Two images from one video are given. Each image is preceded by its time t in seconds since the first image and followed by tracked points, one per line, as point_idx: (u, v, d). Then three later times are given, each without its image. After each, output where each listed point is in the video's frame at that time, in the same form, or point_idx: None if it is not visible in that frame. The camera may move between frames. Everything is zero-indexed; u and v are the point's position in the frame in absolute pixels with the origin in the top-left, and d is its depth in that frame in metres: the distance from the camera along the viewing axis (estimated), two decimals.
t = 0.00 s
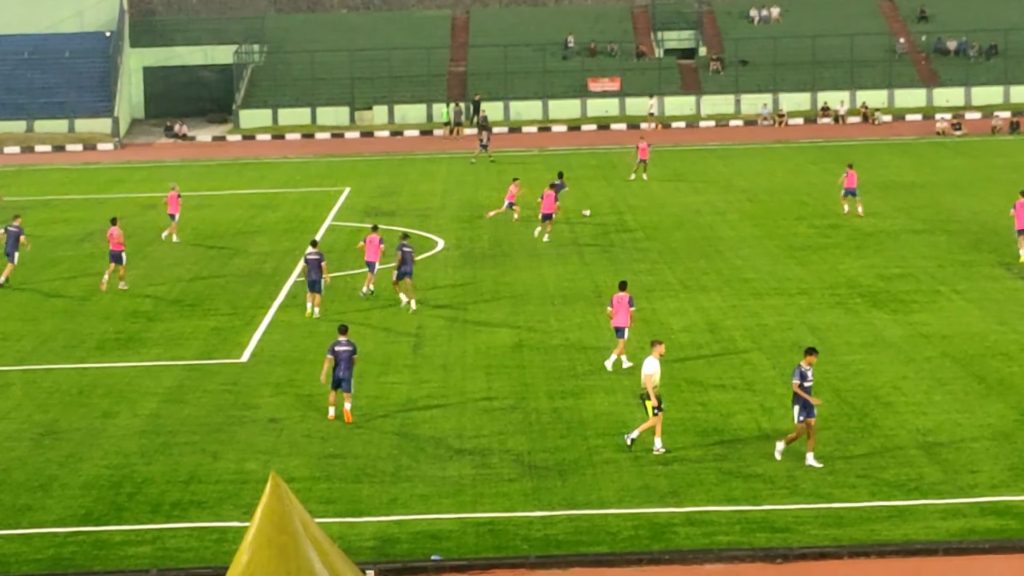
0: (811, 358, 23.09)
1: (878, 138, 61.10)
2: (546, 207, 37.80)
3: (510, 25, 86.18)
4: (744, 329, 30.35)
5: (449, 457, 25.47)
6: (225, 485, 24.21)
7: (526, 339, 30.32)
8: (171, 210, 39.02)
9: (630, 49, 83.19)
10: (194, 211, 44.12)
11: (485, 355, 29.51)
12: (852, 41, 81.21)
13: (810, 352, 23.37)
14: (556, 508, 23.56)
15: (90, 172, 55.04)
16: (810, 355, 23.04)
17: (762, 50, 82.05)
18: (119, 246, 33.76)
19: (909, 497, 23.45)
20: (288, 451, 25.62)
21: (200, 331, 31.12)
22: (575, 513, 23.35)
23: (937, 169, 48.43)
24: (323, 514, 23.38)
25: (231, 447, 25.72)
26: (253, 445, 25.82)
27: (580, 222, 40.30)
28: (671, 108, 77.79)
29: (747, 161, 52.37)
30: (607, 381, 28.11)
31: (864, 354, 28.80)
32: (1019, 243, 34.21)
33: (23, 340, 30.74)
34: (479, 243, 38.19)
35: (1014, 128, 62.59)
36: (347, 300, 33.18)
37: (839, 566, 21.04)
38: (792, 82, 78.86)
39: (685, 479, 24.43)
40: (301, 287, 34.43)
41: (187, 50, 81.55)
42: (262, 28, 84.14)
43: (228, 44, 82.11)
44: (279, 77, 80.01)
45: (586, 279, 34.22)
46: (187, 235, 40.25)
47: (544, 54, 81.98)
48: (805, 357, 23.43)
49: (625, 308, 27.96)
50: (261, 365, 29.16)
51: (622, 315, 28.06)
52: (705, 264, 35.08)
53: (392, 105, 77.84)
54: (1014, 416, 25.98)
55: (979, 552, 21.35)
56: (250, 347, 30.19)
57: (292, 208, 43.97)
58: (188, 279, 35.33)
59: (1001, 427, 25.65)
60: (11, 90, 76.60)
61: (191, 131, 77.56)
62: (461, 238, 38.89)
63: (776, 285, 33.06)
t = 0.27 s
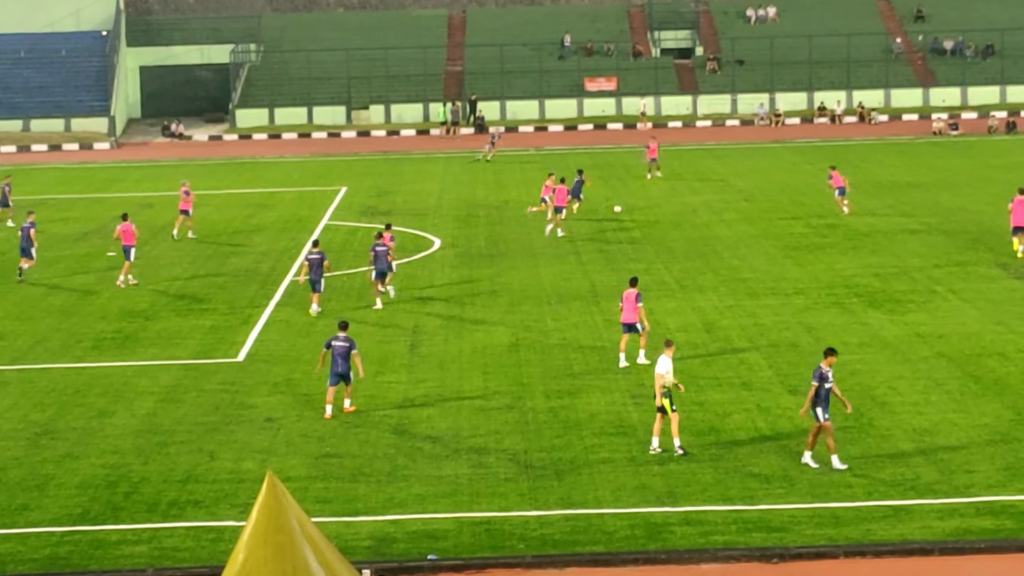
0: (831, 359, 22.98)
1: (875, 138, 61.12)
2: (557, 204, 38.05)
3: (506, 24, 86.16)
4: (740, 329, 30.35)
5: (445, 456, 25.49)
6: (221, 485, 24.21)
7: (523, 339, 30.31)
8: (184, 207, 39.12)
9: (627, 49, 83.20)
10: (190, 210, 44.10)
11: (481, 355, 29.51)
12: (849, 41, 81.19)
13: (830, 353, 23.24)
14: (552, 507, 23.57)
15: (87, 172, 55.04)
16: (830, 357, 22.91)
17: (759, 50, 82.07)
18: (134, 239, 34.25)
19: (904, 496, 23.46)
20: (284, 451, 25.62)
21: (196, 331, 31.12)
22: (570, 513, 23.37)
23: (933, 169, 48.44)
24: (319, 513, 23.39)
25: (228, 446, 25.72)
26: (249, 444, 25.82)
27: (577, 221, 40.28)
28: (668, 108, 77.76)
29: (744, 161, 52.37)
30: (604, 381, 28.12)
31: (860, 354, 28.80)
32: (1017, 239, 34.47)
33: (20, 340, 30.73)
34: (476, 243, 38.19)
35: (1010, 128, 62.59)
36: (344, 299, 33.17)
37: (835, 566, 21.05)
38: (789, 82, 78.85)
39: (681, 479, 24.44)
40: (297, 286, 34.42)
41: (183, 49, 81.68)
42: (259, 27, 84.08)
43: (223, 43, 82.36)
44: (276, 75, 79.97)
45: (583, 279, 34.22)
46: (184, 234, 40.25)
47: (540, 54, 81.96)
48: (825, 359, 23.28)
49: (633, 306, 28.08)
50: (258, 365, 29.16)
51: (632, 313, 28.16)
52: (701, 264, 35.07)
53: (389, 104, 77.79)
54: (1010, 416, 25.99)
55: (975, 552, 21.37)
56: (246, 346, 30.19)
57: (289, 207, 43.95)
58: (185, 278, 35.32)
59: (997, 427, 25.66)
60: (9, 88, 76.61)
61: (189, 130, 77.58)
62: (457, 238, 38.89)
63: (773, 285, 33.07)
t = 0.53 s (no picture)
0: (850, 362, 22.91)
1: (868, 138, 61.15)
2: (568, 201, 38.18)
3: (499, 24, 86.12)
4: (733, 328, 30.35)
5: (438, 456, 25.48)
6: (214, 484, 24.20)
7: (515, 339, 30.29)
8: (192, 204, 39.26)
9: (620, 48, 83.22)
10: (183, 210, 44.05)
11: (474, 355, 29.50)
12: (842, 41, 81.20)
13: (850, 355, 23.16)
14: (545, 507, 23.57)
15: (80, 170, 54.97)
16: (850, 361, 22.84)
17: (752, 49, 82.11)
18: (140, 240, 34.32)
19: (896, 496, 23.48)
20: (277, 450, 25.61)
21: (189, 330, 31.09)
22: (563, 512, 23.37)
23: (926, 169, 48.46)
24: (312, 513, 23.38)
25: (221, 446, 25.70)
26: (242, 444, 25.80)
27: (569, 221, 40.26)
28: (661, 108, 77.94)
29: (737, 160, 52.38)
30: (597, 380, 28.11)
31: (853, 353, 28.80)
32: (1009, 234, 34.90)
33: (11, 339, 30.69)
34: (468, 242, 38.17)
35: (1003, 128, 62.63)
36: (336, 299, 33.14)
37: (828, 565, 21.06)
38: (781, 81, 78.89)
39: (674, 479, 24.44)
40: (290, 286, 34.39)
41: (175, 48, 81.44)
42: (252, 25, 84.00)
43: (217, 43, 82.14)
44: (268, 74, 79.91)
45: (576, 278, 34.21)
46: (177, 233, 40.21)
47: (533, 53, 81.96)
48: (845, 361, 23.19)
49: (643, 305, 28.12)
50: (250, 364, 29.13)
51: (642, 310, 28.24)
52: (694, 263, 35.07)
53: (382, 104, 77.70)
54: (1003, 416, 26.01)
55: (968, 552, 21.38)
56: (239, 346, 30.16)
57: (281, 207, 43.90)
58: (178, 278, 35.28)
59: (989, 427, 25.67)
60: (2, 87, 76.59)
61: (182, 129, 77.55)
62: (450, 237, 38.87)
63: (765, 285, 33.07)
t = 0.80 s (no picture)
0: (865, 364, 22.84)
1: (857, 138, 61.23)
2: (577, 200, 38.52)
3: (488, 25, 86.08)
4: (722, 328, 30.35)
5: (426, 455, 25.46)
6: (202, 484, 24.17)
7: (504, 339, 30.27)
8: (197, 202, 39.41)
9: (609, 48, 83.26)
10: (171, 209, 43.98)
11: (463, 354, 29.48)
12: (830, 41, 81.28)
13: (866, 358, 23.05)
14: (533, 507, 23.55)
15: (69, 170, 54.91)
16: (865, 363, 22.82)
17: (741, 49, 82.18)
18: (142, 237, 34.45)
19: (885, 496, 23.49)
20: (265, 450, 25.58)
21: (177, 330, 31.06)
22: (551, 512, 23.36)
23: (914, 169, 48.50)
24: (300, 512, 23.36)
25: (209, 445, 25.68)
26: (230, 444, 25.77)
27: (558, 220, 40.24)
28: (650, 107, 78.03)
29: (726, 160, 52.39)
30: (586, 380, 28.10)
31: (841, 353, 28.81)
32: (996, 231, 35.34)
33: None
34: (457, 242, 38.15)
35: (991, 128, 62.72)
36: (324, 299, 33.11)
37: (816, 565, 21.06)
38: (770, 81, 78.96)
39: (662, 479, 24.44)
40: (279, 285, 34.35)
41: (164, 47, 81.69)
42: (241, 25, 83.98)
43: (206, 41, 82.40)
44: (257, 74, 79.86)
45: (564, 278, 34.20)
46: (165, 233, 40.16)
47: (522, 53, 81.96)
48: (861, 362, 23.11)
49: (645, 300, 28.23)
50: (239, 364, 29.10)
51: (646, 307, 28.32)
52: (683, 263, 35.06)
53: (370, 104, 77.60)
54: (991, 416, 26.03)
55: (956, 552, 21.38)
56: (227, 345, 30.14)
57: (270, 207, 43.86)
58: (166, 278, 35.24)
59: (978, 427, 25.68)
60: None
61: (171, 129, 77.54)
62: (439, 237, 38.84)
63: (754, 285, 33.07)
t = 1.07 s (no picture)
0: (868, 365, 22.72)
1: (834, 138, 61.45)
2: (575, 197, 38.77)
3: (465, 24, 86.00)
4: (698, 328, 30.37)
5: (403, 455, 25.45)
6: (178, 484, 24.13)
7: (481, 339, 30.27)
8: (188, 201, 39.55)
9: (586, 49, 83.36)
10: (147, 209, 43.89)
11: (439, 354, 29.47)
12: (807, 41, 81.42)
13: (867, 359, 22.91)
14: (510, 507, 23.55)
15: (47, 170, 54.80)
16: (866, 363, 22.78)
17: (717, 50, 82.32)
18: (130, 234, 34.56)
19: (861, 496, 23.53)
20: (242, 450, 25.55)
21: (154, 330, 31.01)
22: (528, 512, 23.36)
23: (891, 169, 48.61)
24: (276, 512, 23.34)
25: (186, 445, 25.64)
26: (206, 444, 25.73)
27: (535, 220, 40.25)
28: (626, 107, 77.96)
29: (704, 161, 52.43)
30: (562, 380, 28.10)
31: (818, 353, 28.83)
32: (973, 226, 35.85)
33: None
34: (433, 242, 38.14)
35: (967, 128, 62.90)
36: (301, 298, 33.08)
37: (791, 565, 21.08)
38: (747, 82, 79.09)
39: (638, 479, 24.45)
40: (256, 285, 34.31)
41: (141, 47, 81.63)
42: (218, 25, 83.90)
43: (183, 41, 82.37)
44: (234, 74, 79.77)
45: (541, 278, 34.20)
46: (142, 233, 40.08)
47: (499, 53, 82.00)
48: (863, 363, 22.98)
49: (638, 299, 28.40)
50: (215, 364, 29.07)
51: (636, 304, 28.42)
52: (660, 263, 35.08)
53: (347, 104, 77.54)
54: (967, 416, 26.08)
55: (932, 552, 21.41)
56: (204, 345, 30.10)
57: (248, 207, 43.80)
58: (143, 277, 35.18)
59: (954, 427, 25.75)
60: None
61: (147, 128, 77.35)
62: (416, 237, 38.83)
63: (731, 285, 33.09)
